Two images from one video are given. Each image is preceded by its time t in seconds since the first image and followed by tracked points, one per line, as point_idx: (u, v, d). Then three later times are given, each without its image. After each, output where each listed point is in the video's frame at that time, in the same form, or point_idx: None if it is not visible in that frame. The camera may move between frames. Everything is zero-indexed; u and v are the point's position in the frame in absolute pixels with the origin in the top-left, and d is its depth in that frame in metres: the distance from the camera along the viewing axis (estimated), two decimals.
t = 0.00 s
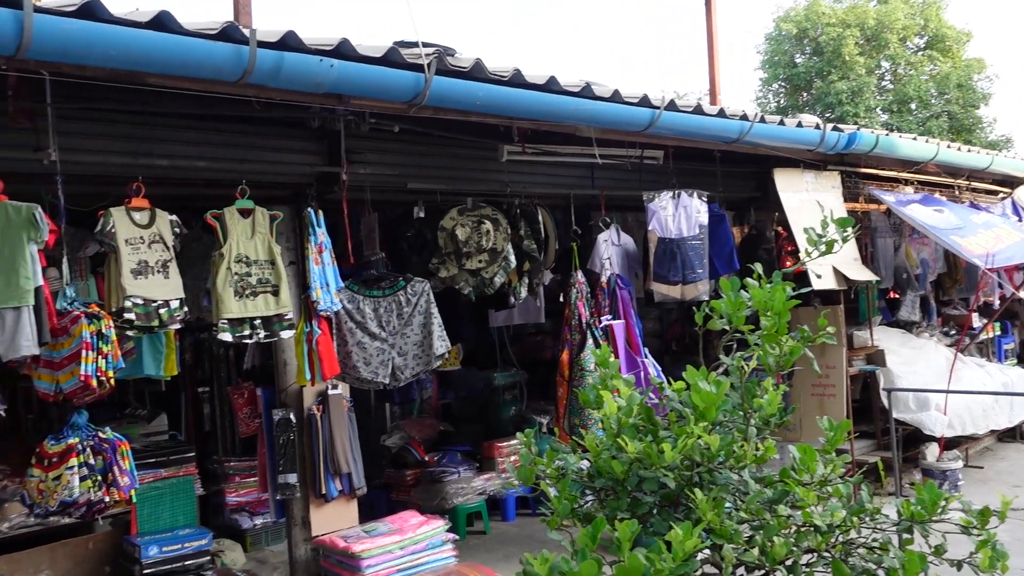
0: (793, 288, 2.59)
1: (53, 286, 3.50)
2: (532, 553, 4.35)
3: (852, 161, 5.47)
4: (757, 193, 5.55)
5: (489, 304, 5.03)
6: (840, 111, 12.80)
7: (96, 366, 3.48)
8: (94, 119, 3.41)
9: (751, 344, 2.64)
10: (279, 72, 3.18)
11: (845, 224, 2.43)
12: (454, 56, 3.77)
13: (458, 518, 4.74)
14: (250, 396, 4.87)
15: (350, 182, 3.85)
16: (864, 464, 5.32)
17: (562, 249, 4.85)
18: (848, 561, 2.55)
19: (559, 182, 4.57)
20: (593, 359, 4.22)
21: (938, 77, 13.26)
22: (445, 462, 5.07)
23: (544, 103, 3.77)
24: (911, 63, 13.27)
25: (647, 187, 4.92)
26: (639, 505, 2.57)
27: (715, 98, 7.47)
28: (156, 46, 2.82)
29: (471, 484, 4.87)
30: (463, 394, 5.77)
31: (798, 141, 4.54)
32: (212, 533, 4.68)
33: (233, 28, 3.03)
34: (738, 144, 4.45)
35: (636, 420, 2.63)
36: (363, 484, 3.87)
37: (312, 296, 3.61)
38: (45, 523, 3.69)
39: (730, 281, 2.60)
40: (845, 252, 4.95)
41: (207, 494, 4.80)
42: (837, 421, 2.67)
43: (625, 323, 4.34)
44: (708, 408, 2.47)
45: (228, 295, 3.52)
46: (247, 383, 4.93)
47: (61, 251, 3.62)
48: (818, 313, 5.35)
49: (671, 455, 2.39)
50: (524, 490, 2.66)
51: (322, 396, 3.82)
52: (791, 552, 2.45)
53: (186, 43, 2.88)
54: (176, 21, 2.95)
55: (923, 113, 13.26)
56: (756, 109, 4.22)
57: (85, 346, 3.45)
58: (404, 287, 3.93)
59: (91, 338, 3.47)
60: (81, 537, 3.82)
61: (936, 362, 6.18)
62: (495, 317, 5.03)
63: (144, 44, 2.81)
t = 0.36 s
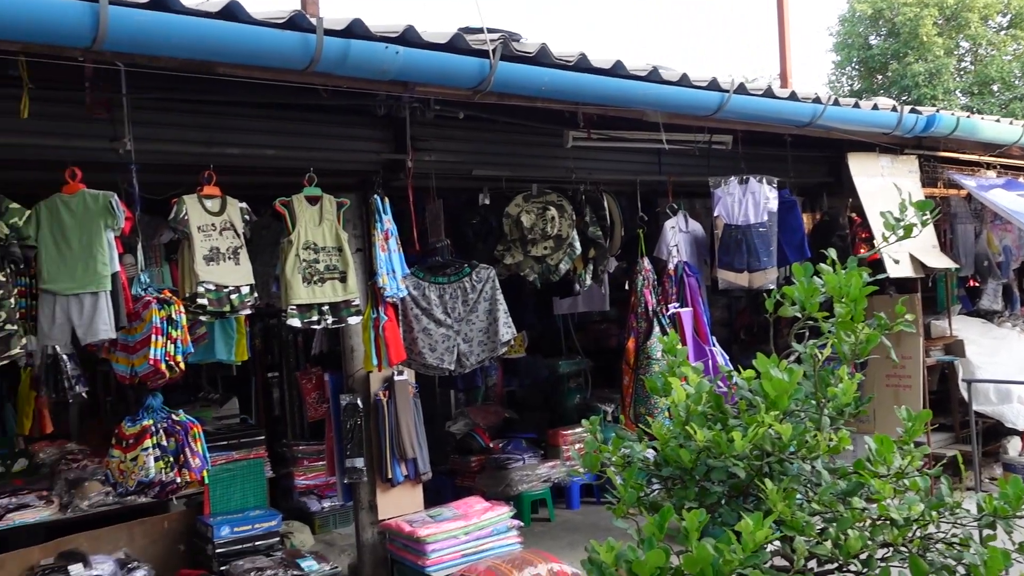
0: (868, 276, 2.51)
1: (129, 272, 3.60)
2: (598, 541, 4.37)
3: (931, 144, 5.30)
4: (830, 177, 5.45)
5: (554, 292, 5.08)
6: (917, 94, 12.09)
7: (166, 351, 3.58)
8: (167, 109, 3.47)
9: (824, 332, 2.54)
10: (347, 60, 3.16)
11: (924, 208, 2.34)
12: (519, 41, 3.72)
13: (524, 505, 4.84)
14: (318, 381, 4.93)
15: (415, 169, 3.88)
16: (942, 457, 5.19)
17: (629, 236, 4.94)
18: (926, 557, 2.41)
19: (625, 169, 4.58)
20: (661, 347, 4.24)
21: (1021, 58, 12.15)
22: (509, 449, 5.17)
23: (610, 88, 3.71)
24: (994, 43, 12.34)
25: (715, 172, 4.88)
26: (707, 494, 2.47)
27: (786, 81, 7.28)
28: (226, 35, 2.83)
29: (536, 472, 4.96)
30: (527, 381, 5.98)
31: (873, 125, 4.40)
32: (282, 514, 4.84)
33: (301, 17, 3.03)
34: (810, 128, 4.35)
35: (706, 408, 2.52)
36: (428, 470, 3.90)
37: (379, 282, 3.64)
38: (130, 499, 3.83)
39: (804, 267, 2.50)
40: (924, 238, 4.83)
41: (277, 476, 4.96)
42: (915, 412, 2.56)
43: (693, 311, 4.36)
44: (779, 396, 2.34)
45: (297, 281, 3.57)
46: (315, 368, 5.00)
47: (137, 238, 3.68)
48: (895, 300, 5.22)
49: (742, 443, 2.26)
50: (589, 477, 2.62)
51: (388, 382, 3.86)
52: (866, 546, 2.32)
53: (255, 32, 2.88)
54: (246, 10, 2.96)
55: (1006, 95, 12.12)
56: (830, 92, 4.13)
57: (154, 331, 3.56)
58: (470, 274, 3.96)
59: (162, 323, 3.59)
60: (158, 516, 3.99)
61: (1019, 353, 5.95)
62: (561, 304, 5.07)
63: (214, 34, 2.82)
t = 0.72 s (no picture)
0: (941, 261, 2.27)
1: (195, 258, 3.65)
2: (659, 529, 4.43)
3: (1004, 126, 5.17)
4: (897, 161, 5.48)
5: (611, 278, 5.16)
6: (989, 75, 11.39)
7: (224, 336, 3.64)
8: (231, 97, 3.53)
9: (893, 319, 2.34)
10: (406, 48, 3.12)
11: (999, 189, 2.23)
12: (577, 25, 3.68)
13: (581, 491, 4.96)
14: (376, 365, 5.03)
15: (474, 154, 3.99)
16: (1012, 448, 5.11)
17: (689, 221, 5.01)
18: (999, 551, 2.20)
19: (686, 153, 4.63)
20: (721, 335, 4.36)
21: None
22: (567, 435, 5.28)
23: (670, 71, 3.67)
24: None
25: (779, 157, 4.91)
26: (769, 483, 2.34)
27: (851, 64, 7.11)
28: (289, 24, 2.81)
29: (592, 459, 5.07)
30: (584, 368, 6.14)
31: (943, 106, 4.32)
32: (342, 496, 4.90)
33: (361, 4, 3.00)
34: (877, 110, 4.29)
35: (768, 396, 2.42)
36: (485, 455, 3.98)
37: (438, 268, 3.67)
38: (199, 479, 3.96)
39: (871, 252, 2.32)
40: (996, 225, 4.74)
41: (337, 460, 5.05)
42: (988, 401, 2.39)
43: (754, 298, 4.48)
44: (845, 383, 2.23)
45: (356, 266, 3.61)
46: (374, 353, 5.12)
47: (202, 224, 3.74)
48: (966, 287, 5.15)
49: (804, 433, 2.15)
50: (647, 465, 2.50)
51: (445, 366, 3.93)
52: (934, 538, 2.15)
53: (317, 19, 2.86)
54: None
55: None
56: (899, 73, 4.08)
57: (215, 316, 3.61)
58: (528, 260, 4.00)
59: (221, 308, 3.63)
60: (223, 496, 4.10)
61: None
62: (617, 290, 5.17)
63: (278, 22, 2.80)
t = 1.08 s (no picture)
0: (1005, 253, 2.15)
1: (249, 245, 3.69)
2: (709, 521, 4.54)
3: None
4: (958, 149, 5.44)
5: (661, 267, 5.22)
6: None
7: (272, 322, 3.65)
8: (286, 86, 3.59)
9: (953, 310, 2.18)
10: (458, 35, 3.05)
11: None
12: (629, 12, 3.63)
13: (629, 481, 5.06)
14: (426, 352, 5.08)
15: (525, 142, 4.06)
16: None
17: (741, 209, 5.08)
18: None
19: (738, 141, 4.67)
20: (771, 325, 4.44)
21: None
22: (614, 425, 5.36)
23: (725, 58, 3.62)
24: None
25: (833, 144, 4.94)
26: (822, 476, 2.11)
27: (910, 49, 6.96)
28: (343, 13, 2.75)
29: (640, 449, 5.15)
30: (634, 357, 6.18)
31: (1006, 92, 4.24)
32: (393, 481, 4.98)
33: None
34: (938, 97, 4.25)
35: (823, 387, 2.20)
36: (534, 443, 4.06)
37: (489, 256, 3.71)
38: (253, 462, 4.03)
39: (931, 241, 2.19)
40: None
41: (387, 445, 5.12)
42: None
43: (806, 288, 4.56)
44: (903, 376, 2.00)
45: (407, 254, 3.64)
46: (424, 340, 5.16)
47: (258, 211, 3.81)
48: None
49: (860, 425, 1.93)
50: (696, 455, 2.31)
51: (495, 354, 4.02)
52: (995, 535, 1.98)
53: (371, 8, 2.79)
54: None
55: None
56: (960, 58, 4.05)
57: (264, 302, 3.64)
58: (579, 248, 4.09)
59: (270, 294, 3.66)
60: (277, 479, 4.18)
61: None
62: (668, 279, 5.30)
63: (332, 11, 2.74)
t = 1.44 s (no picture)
0: None
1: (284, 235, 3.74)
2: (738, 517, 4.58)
3: None
4: (998, 144, 5.35)
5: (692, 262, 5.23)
6: None
7: (302, 312, 3.67)
8: (321, 78, 3.63)
9: (991, 307, 2.12)
10: (493, 27, 3.03)
11: None
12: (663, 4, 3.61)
13: (656, 474, 5.11)
14: (457, 344, 5.10)
15: (558, 134, 4.07)
16: None
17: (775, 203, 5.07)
18: None
19: (772, 135, 4.65)
20: (804, 320, 4.42)
21: None
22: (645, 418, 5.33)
23: (761, 51, 3.59)
24: None
25: (870, 138, 4.91)
26: (854, 474, 2.07)
27: (950, 41, 6.86)
28: (379, 5, 2.74)
29: (669, 443, 5.17)
30: (664, 351, 6.18)
31: None
32: (422, 471, 5.05)
33: None
34: (978, 90, 4.24)
35: (856, 383, 2.18)
36: (563, 435, 4.09)
37: (521, 248, 3.75)
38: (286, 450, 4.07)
39: (969, 236, 2.12)
40: None
41: (418, 435, 5.18)
42: None
43: (840, 283, 4.53)
44: (939, 373, 1.95)
45: (439, 245, 3.66)
46: (455, 331, 5.18)
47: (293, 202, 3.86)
48: None
49: (894, 422, 1.89)
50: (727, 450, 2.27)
51: (525, 346, 4.04)
52: None
53: None
54: None
55: None
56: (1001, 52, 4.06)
57: (295, 292, 3.65)
58: (611, 241, 4.10)
59: (302, 284, 3.67)
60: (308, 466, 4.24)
61: None
62: (699, 274, 5.31)
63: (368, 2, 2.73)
